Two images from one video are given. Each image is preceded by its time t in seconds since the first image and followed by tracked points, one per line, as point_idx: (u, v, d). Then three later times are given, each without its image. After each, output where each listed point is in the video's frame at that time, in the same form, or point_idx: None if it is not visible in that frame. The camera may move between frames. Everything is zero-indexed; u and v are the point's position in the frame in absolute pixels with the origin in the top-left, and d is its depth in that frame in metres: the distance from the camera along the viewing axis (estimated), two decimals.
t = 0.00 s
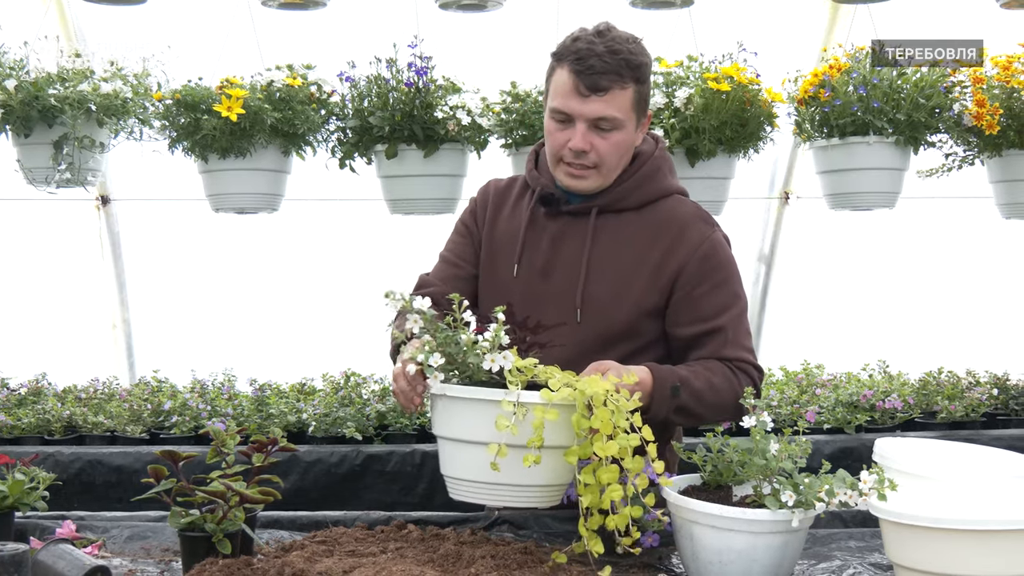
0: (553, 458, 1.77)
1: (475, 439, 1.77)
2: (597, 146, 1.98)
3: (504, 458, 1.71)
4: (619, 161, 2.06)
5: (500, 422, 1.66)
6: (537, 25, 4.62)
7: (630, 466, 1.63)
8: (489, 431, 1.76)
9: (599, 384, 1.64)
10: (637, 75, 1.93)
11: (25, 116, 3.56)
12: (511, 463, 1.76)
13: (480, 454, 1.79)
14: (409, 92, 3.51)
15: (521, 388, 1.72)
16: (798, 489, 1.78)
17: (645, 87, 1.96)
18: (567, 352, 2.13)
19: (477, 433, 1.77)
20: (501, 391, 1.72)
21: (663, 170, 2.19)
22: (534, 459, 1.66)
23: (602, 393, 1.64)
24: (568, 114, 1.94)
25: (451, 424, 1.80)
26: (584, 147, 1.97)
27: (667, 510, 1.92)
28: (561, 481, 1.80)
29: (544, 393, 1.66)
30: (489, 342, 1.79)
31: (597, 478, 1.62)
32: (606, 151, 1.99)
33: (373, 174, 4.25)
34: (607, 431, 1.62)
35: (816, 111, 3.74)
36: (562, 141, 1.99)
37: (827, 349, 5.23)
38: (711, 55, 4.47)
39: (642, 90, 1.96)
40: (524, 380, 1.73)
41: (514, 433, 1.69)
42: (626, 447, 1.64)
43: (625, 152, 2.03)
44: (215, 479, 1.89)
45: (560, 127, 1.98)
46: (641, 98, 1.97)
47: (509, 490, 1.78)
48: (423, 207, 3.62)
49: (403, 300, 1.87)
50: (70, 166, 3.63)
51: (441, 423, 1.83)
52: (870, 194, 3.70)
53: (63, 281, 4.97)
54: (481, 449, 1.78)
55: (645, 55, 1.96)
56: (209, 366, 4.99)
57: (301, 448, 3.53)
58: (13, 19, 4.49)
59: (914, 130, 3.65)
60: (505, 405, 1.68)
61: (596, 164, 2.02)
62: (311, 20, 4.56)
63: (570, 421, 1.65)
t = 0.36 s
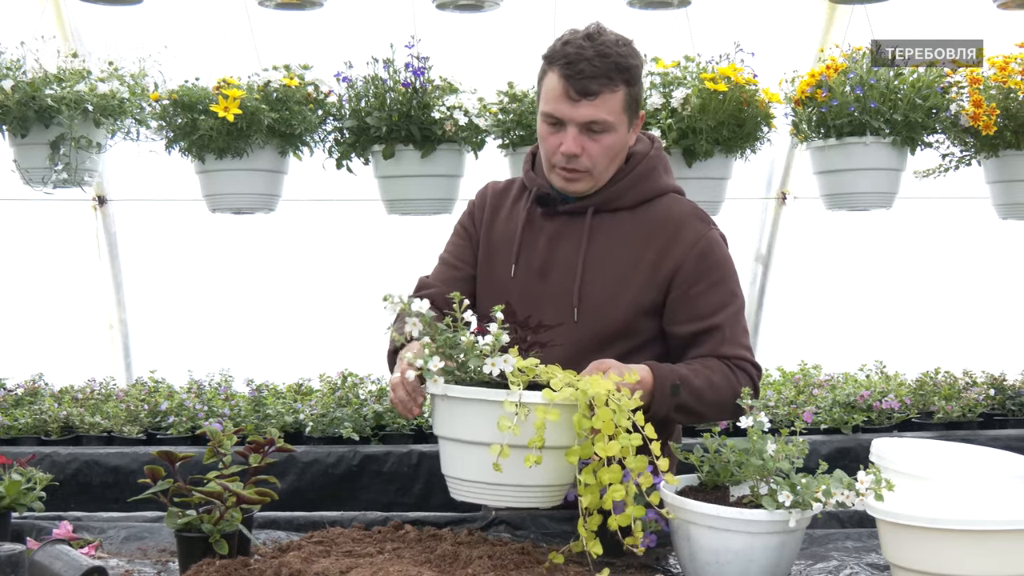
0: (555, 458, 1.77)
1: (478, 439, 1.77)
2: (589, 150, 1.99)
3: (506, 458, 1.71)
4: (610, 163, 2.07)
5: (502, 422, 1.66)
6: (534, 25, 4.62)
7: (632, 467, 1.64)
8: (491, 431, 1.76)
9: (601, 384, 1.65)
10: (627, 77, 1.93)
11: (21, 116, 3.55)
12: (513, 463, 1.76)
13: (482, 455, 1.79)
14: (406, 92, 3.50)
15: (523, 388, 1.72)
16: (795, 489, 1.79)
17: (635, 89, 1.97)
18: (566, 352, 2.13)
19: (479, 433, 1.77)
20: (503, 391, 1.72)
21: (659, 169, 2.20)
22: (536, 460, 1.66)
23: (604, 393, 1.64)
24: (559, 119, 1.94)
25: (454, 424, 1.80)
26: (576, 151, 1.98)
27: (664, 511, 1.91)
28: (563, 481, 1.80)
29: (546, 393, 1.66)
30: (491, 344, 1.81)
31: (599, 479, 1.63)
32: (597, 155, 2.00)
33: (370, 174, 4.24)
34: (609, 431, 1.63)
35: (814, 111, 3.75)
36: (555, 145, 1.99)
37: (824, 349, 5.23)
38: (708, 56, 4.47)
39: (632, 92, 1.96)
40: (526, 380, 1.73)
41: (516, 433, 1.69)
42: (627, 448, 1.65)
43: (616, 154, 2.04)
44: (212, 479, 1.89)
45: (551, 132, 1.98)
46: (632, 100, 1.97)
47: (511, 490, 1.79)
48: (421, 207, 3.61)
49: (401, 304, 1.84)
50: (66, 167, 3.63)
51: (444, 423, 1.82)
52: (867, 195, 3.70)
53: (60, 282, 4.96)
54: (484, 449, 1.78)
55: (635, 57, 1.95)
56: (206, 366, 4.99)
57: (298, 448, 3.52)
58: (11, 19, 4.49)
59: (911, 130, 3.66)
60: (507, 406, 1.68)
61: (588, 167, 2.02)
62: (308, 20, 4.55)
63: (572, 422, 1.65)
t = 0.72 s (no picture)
0: (563, 454, 1.76)
1: (488, 433, 1.77)
2: (565, 137, 2.00)
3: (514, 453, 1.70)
4: (595, 150, 2.06)
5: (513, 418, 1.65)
6: (533, 25, 4.62)
7: (639, 467, 1.64)
8: (501, 425, 1.75)
9: (613, 383, 1.64)
10: (579, 60, 1.97)
11: (20, 116, 3.55)
12: (522, 457, 1.76)
13: (492, 448, 1.78)
14: (405, 92, 3.50)
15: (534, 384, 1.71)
16: (793, 489, 1.80)
17: (591, 68, 2.00)
18: (571, 348, 2.14)
19: (489, 427, 1.76)
20: (514, 386, 1.71)
21: (659, 166, 2.20)
22: (544, 457, 1.65)
23: (615, 393, 1.64)
24: (528, 119, 1.99)
25: (465, 416, 1.80)
26: (552, 142, 1.99)
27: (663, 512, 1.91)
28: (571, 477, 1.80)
29: (557, 390, 1.65)
30: (507, 338, 1.76)
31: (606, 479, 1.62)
32: (575, 140, 2.00)
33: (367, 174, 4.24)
34: (618, 431, 1.62)
35: (812, 112, 3.76)
36: (533, 144, 2.02)
37: (822, 349, 5.24)
38: (706, 56, 4.47)
39: (589, 73, 1.99)
40: (537, 375, 1.73)
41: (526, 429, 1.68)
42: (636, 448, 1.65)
43: (595, 137, 2.04)
44: (210, 479, 1.89)
45: (527, 135, 2.02)
46: (592, 80, 1.99)
47: (518, 485, 1.79)
48: (419, 207, 3.62)
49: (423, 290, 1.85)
50: (65, 166, 3.62)
51: (455, 414, 1.82)
52: (864, 195, 3.71)
53: (58, 282, 4.96)
54: (493, 443, 1.78)
55: (583, 40, 2.00)
56: (205, 366, 5.00)
57: (296, 448, 3.52)
58: (10, 19, 4.49)
59: (909, 130, 3.66)
60: (518, 401, 1.68)
61: (571, 156, 2.02)
62: (306, 20, 4.55)
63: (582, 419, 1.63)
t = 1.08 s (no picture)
0: (569, 446, 1.76)
1: (495, 426, 1.77)
2: (547, 139, 1.99)
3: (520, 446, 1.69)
4: (577, 150, 2.06)
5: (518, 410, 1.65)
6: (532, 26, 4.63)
7: (647, 455, 1.62)
8: (506, 418, 1.75)
9: (616, 371, 1.64)
10: (559, 61, 1.95)
11: (19, 116, 3.55)
12: (528, 450, 1.76)
13: (498, 441, 1.78)
14: (404, 92, 3.50)
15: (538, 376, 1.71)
16: (792, 489, 1.81)
17: (572, 69, 1.98)
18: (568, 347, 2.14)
19: (494, 420, 1.76)
20: (517, 378, 1.71)
21: (643, 161, 2.22)
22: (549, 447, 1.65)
23: (619, 381, 1.64)
24: (510, 122, 1.98)
25: (471, 409, 1.80)
26: (534, 144, 1.99)
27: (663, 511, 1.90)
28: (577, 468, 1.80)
29: (561, 379, 1.65)
30: (510, 331, 1.78)
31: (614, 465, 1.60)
32: (557, 141, 2.00)
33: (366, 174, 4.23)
34: (624, 418, 1.62)
35: (811, 112, 3.76)
36: (515, 147, 2.02)
37: (822, 349, 5.24)
38: (705, 56, 4.46)
39: (571, 74, 1.97)
40: (541, 368, 1.73)
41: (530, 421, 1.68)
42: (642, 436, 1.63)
43: (578, 137, 2.04)
44: (209, 480, 1.89)
45: (509, 137, 2.02)
46: (572, 81, 1.98)
47: (523, 477, 1.78)
48: (418, 207, 3.62)
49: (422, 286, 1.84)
50: (63, 166, 3.62)
51: (461, 409, 1.82)
52: (863, 195, 3.71)
53: (57, 282, 4.96)
54: (498, 435, 1.77)
55: (563, 40, 1.97)
56: (203, 366, 4.99)
57: (295, 448, 3.52)
58: (10, 19, 4.49)
59: (908, 130, 3.66)
60: (521, 393, 1.67)
61: (554, 158, 2.02)
62: (305, 20, 4.55)
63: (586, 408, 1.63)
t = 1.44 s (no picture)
0: (548, 444, 1.76)
1: (473, 429, 1.75)
2: (512, 144, 1.97)
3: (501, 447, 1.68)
4: (541, 154, 2.04)
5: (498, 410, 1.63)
6: (531, 27, 4.63)
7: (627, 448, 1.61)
8: (484, 420, 1.74)
9: (592, 367, 1.62)
10: (525, 66, 1.92)
11: (18, 116, 3.55)
12: (507, 450, 1.75)
13: (475, 444, 1.77)
14: (403, 92, 3.50)
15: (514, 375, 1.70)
16: (792, 489, 1.81)
17: (537, 73, 1.95)
18: (548, 344, 2.14)
19: (472, 423, 1.75)
20: (494, 379, 1.70)
21: (605, 157, 2.22)
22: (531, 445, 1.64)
23: (595, 376, 1.62)
24: (475, 126, 1.95)
25: (447, 415, 1.77)
26: (499, 149, 1.96)
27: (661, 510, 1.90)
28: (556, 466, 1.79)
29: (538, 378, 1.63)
30: (482, 331, 1.75)
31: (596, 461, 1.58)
32: (523, 147, 1.98)
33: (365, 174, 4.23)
34: (602, 414, 1.60)
35: (811, 112, 3.76)
36: (479, 151, 1.99)
37: (821, 349, 5.24)
38: (705, 56, 4.47)
39: (535, 78, 1.95)
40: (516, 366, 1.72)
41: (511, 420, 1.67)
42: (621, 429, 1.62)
43: (542, 141, 2.02)
44: (209, 480, 1.90)
45: (473, 140, 1.98)
46: (537, 85, 1.95)
47: (506, 477, 1.78)
48: (417, 207, 3.62)
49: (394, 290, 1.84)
50: (62, 166, 3.62)
51: (436, 413, 1.80)
52: (862, 195, 3.71)
53: (57, 281, 4.96)
54: (478, 439, 1.76)
55: (528, 44, 1.94)
56: (203, 366, 4.99)
57: (294, 448, 3.52)
58: (9, 18, 4.49)
59: (907, 130, 3.66)
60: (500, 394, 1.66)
61: (518, 163, 2.00)
62: (305, 20, 4.55)
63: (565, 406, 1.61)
